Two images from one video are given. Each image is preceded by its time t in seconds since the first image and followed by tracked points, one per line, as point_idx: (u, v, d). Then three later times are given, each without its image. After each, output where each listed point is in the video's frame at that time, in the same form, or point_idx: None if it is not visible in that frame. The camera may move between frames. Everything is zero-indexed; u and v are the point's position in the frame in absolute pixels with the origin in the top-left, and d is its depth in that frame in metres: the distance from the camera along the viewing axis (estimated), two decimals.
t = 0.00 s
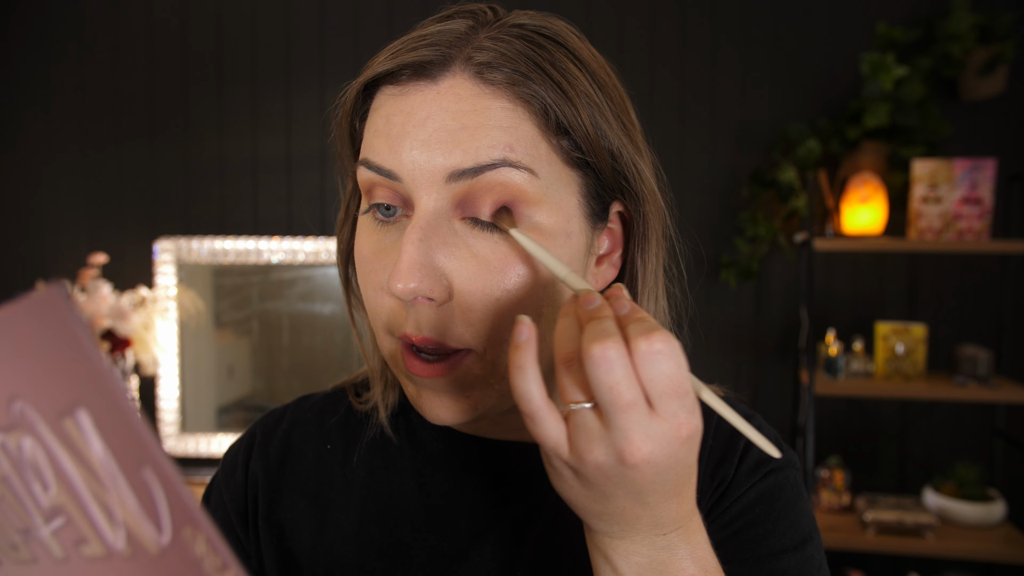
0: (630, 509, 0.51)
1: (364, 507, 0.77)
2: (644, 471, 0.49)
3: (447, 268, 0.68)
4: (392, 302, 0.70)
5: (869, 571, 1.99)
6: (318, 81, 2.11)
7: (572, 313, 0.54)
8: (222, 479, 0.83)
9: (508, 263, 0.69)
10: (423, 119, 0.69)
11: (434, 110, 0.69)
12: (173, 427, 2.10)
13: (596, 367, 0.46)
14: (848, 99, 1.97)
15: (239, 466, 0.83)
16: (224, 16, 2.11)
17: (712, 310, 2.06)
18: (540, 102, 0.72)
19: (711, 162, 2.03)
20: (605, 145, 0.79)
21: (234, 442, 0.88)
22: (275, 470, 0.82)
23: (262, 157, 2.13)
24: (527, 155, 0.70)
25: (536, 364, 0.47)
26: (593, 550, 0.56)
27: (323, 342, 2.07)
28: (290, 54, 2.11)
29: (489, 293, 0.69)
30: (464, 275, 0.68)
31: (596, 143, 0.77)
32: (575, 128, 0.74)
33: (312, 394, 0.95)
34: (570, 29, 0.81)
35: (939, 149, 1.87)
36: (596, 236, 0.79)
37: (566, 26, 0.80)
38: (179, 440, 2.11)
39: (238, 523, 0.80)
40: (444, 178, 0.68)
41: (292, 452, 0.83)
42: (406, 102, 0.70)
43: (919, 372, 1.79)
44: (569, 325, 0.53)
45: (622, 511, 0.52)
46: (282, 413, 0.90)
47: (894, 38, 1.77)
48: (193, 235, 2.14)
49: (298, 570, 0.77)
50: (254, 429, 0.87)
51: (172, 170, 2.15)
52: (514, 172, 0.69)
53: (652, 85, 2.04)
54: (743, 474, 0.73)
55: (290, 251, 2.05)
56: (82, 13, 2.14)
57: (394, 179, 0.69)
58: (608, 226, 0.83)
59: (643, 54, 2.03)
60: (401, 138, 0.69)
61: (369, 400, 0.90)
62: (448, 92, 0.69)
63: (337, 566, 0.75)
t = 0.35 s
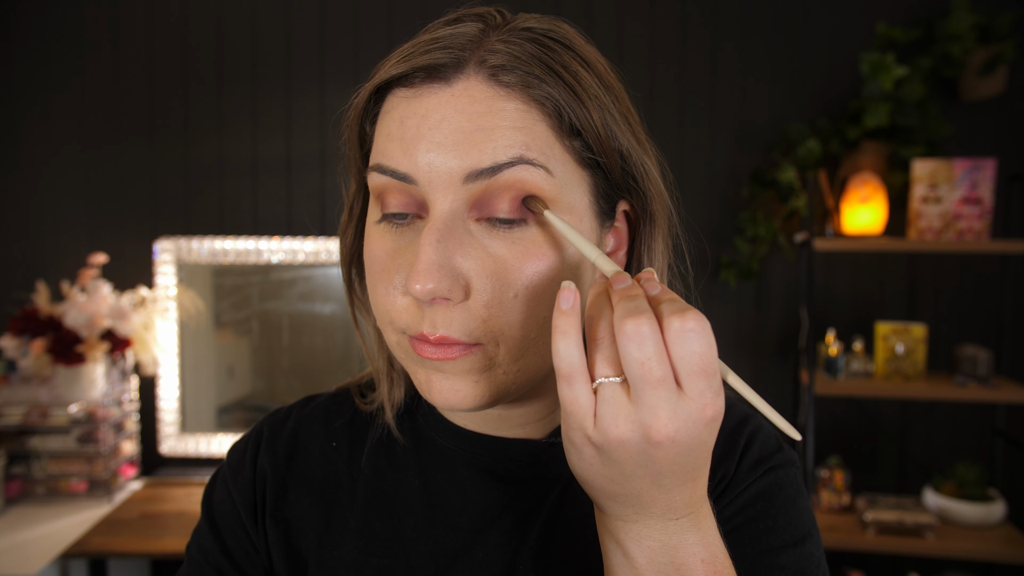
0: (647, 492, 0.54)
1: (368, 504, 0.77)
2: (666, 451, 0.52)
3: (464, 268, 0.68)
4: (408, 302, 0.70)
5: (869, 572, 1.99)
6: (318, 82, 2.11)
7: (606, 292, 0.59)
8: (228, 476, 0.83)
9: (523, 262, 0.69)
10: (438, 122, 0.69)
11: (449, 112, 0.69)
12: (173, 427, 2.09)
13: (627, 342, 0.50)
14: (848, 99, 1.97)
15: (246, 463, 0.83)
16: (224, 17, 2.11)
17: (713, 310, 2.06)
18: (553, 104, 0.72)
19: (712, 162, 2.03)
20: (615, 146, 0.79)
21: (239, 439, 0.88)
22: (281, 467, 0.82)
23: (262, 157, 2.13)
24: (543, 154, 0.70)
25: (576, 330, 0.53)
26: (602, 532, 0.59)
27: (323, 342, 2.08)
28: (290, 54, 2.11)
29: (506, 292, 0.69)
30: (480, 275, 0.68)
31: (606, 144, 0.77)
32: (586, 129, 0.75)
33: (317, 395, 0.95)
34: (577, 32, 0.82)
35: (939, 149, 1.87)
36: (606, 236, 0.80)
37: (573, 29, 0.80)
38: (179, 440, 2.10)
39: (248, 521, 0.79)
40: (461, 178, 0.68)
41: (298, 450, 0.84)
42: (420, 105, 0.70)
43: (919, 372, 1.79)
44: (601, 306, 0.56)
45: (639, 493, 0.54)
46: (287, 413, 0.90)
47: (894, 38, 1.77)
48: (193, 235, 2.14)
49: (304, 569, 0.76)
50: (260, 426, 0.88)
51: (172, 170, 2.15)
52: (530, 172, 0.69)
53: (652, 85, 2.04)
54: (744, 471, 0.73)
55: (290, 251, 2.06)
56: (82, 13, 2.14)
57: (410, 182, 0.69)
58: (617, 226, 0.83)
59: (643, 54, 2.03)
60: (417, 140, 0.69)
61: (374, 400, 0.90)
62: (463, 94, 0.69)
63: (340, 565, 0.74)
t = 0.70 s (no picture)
0: (657, 483, 0.54)
1: (373, 502, 0.77)
2: (680, 442, 0.52)
3: (474, 265, 0.68)
4: (417, 299, 0.69)
5: (869, 571, 1.99)
6: (318, 82, 2.11)
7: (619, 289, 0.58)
8: (234, 473, 0.82)
9: (532, 258, 0.69)
10: (446, 118, 0.69)
11: (457, 109, 0.69)
12: (173, 427, 2.10)
13: (643, 332, 0.49)
14: (848, 99, 1.97)
15: (254, 461, 0.82)
16: (224, 17, 2.12)
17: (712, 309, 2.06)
18: (559, 101, 0.72)
19: (712, 162, 2.03)
20: (619, 143, 0.80)
21: (246, 435, 0.88)
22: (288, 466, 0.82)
23: (262, 157, 2.13)
24: (550, 150, 0.70)
25: (593, 320, 0.52)
26: (609, 523, 0.58)
27: (323, 342, 2.08)
28: (290, 54, 2.11)
29: (515, 289, 0.69)
30: (490, 272, 0.68)
31: (610, 141, 0.78)
32: (591, 127, 0.75)
33: (321, 394, 0.95)
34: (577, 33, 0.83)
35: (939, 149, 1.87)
36: (610, 232, 0.80)
37: (575, 29, 0.81)
38: (179, 440, 2.11)
39: (258, 517, 0.80)
40: (469, 175, 0.68)
41: (305, 449, 0.84)
42: (427, 103, 0.70)
43: (918, 372, 1.79)
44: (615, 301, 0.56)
45: (648, 485, 0.54)
46: (292, 412, 0.90)
47: (894, 38, 1.77)
48: (193, 235, 2.14)
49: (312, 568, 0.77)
50: (265, 424, 0.87)
51: (172, 170, 2.15)
52: (538, 168, 0.69)
53: (652, 85, 2.04)
54: (744, 469, 0.73)
55: (290, 251, 2.06)
56: (82, 13, 2.14)
57: (417, 180, 0.69)
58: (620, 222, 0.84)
59: (643, 54, 2.03)
60: (425, 138, 0.69)
61: (378, 401, 0.91)
62: (471, 90, 0.70)
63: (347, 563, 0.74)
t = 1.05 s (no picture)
0: (672, 496, 0.52)
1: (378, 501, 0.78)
2: (703, 459, 0.50)
3: (474, 266, 0.68)
4: (419, 301, 0.69)
5: (869, 571, 1.99)
6: (318, 82, 2.10)
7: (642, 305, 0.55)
8: (245, 471, 0.84)
9: (533, 257, 0.69)
10: (444, 121, 0.69)
11: (454, 112, 0.69)
12: (173, 427, 2.10)
13: (676, 351, 0.46)
14: (848, 99, 1.97)
15: (263, 459, 0.84)
16: (224, 16, 2.11)
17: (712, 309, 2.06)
18: (555, 100, 0.73)
19: (712, 162, 2.03)
20: (616, 140, 0.80)
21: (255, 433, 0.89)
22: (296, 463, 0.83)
23: (262, 157, 2.13)
24: (547, 151, 0.70)
25: (621, 336, 0.48)
26: (618, 529, 0.57)
27: (323, 342, 2.07)
28: (290, 54, 2.11)
29: (517, 288, 0.68)
30: (491, 272, 0.68)
31: (608, 139, 0.78)
32: (588, 126, 0.75)
33: (327, 394, 0.95)
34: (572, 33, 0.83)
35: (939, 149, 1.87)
36: (610, 230, 0.80)
37: (570, 29, 0.81)
38: (179, 440, 2.11)
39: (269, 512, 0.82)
40: (468, 177, 0.68)
41: (312, 446, 0.84)
42: (424, 106, 0.70)
43: (918, 372, 1.79)
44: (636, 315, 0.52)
45: (663, 497, 0.53)
46: (300, 411, 0.90)
47: (893, 38, 1.77)
48: (193, 235, 2.14)
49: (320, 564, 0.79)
50: (274, 422, 0.88)
51: (171, 170, 2.15)
52: (536, 168, 0.69)
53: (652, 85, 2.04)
54: (751, 472, 0.73)
55: (290, 251, 2.06)
56: (82, 13, 2.14)
57: (417, 183, 0.69)
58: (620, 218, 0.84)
59: (643, 54, 2.03)
60: (423, 142, 0.69)
61: (385, 402, 0.90)
62: (468, 93, 0.70)
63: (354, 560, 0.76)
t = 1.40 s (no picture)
0: (659, 479, 0.52)
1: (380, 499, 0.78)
2: (684, 438, 0.50)
3: (483, 268, 0.68)
4: (427, 303, 0.69)
5: (869, 571, 1.99)
6: (318, 82, 2.10)
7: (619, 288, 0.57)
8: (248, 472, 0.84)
9: (539, 259, 0.69)
10: (451, 125, 0.69)
11: (461, 116, 0.69)
12: (173, 427, 2.10)
13: (646, 330, 0.48)
14: (848, 99, 1.97)
15: (264, 458, 0.84)
16: (224, 17, 2.11)
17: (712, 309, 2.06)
18: (561, 104, 0.72)
19: (712, 162, 2.03)
20: (620, 142, 0.80)
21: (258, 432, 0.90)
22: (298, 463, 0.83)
23: (262, 157, 2.13)
24: (554, 153, 0.70)
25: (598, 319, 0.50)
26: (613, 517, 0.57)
27: (323, 342, 2.07)
28: (290, 54, 2.11)
29: (524, 290, 0.69)
30: (499, 274, 0.68)
31: (612, 141, 0.78)
32: (593, 128, 0.75)
33: (329, 395, 0.95)
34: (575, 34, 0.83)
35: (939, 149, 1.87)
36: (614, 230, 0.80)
37: (573, 31, 0.81)
38: (179, 440, 2.11)
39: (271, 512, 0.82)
40: (476, 181, 0.68)
41: (314, 445, 0.84)
42: (432, 110, 0.70)
43: (918, 372, 1.79)
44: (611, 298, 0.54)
45: (650, 480, 0.53)
46: (303, 411, 0.90)
47: (893, 38, 1.77)
48: (193, 235, 2.14)
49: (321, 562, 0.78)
50: (276, 422, 0.88)
51: (171, 170, 2.15)
52: (543, 171, 0.69)
53: (652, 85, 2.04)
54: (748, 464, 0.73)
55: (290, 251, 2.06)
56: (81, 13, 2.14)
57: (424, 186, 0.69)
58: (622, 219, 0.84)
59: (643, 54, 2.03)
60: (430, 145, 0.69)
61: (386, 401, 0.90)
62: (474, 96, 0.70)
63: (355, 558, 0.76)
